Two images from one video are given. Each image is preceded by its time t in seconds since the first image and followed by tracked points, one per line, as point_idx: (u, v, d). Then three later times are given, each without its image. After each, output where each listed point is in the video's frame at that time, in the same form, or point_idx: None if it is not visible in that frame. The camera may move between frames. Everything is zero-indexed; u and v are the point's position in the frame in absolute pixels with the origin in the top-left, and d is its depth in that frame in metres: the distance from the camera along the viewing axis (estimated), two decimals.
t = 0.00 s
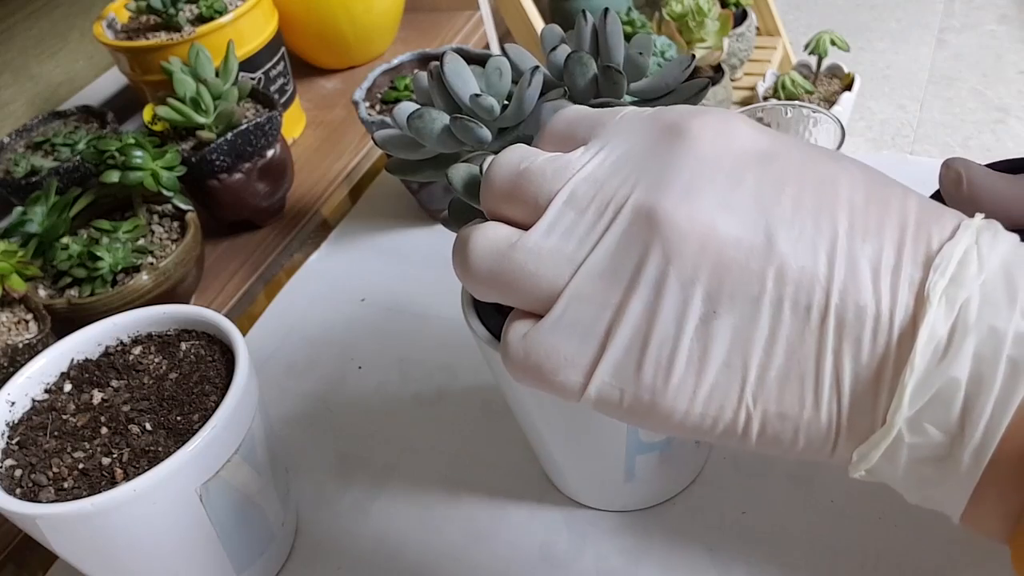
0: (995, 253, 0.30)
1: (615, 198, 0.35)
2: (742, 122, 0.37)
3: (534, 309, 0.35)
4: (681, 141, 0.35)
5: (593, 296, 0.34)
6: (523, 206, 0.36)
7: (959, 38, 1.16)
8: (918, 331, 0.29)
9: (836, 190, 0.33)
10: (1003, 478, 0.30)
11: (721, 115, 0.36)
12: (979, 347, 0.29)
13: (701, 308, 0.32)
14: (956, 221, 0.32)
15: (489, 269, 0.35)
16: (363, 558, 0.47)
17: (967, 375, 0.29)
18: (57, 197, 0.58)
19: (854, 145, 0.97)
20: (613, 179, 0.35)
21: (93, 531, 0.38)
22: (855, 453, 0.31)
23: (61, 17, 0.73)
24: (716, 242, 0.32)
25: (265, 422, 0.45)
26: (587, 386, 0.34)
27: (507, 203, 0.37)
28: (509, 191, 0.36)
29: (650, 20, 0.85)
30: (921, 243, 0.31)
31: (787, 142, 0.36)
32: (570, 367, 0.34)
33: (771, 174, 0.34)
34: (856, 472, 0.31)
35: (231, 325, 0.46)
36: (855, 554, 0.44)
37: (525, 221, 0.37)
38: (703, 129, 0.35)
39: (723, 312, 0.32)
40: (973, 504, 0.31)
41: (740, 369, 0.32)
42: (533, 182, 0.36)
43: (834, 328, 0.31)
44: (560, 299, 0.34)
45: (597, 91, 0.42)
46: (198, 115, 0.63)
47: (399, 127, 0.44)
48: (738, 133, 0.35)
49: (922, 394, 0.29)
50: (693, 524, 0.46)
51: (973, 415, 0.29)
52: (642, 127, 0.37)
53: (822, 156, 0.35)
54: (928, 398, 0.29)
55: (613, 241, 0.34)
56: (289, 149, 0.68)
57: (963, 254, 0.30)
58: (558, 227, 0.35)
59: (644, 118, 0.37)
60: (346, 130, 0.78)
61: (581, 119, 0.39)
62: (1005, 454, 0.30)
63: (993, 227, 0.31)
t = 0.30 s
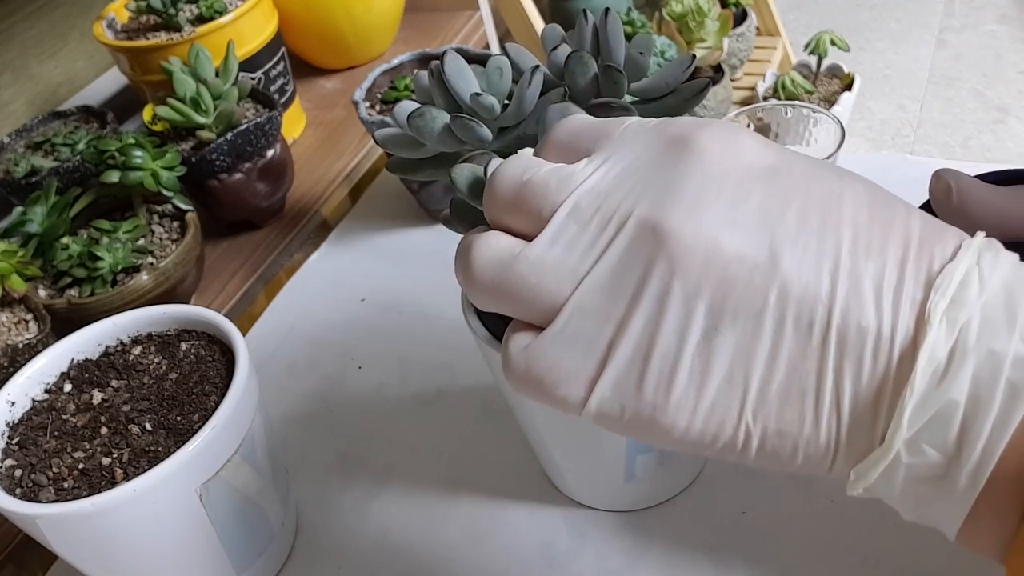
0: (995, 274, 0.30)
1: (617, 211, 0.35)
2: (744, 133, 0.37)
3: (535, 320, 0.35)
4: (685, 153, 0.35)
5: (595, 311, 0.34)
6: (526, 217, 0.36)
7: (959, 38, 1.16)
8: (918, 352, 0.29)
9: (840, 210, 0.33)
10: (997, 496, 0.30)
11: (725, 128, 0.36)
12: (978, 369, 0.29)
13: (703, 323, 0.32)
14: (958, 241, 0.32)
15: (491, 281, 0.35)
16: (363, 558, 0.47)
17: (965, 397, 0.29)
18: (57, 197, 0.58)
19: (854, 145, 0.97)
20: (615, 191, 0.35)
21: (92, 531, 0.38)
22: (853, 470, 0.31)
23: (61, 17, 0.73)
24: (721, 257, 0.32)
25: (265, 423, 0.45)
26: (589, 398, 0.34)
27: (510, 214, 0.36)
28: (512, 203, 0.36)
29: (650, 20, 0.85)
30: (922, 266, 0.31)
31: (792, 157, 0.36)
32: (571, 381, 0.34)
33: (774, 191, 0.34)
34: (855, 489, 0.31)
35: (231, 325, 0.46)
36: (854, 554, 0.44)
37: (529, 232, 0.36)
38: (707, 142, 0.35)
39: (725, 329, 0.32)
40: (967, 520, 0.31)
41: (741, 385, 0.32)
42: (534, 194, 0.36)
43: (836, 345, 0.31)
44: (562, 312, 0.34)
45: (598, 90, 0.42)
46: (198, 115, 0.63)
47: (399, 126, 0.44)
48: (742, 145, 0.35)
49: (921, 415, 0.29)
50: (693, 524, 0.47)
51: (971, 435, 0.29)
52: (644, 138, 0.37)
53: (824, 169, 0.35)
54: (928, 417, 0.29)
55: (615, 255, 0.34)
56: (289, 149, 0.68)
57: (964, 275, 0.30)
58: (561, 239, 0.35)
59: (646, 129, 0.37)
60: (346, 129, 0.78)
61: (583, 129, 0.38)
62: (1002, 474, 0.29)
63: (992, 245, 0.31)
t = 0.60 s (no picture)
0: (998, 275, 0.30)
1: (609, 201, 0.34)
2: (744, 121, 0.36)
3: (521, 306, 0.35)
4: (682, 148, 0.35)
5: (586, 304, 0.34)
6: (509, 198, 0.35)
7: (959, 38, 1.16)
8: (916, 354, 0.29)
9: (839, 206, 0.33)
10: (989, 502, 0.31)
11: (724, 118, 0.36)
12: (976, 370, 0.29)
13: (696, 321, 0.32)
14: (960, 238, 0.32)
15: (475, 267, 0.35)
16: (363, 559, 0.47)
17: (962, 398, 0.29)
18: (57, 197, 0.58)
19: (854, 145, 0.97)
20: (606, 179, 0.35)
21: (92, 531, 0.38)
22: (845, 467, 0.31)
23: (61, 18, 0.73)
24: (718, 258, 0.32)
25: (265, 423, 0.45)
26: (574, 390, 0.34)
27: (492, 195, 0.36)
28: (493, 183, 0.35)
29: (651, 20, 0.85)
30: (922, 263, 0.31)
31: (790, 149, 0.35)
32: (558, 375, 0.34)
33: (773, 187, 0.33)
34: (847, 486, 0.31)
35: (231, 325, 0.46)
36: (855, 553, 0.44)
37: (513, 214, 0.36)
38: (705, 133, 0.35)
39: (719, 324, 0.32)
40: (959, 523, 0.32)
41: (735, 385, 0.32)
42: (519, 174, 0.35)
43: (832, 345, 0.31)
44: (548, 303, 0.34)
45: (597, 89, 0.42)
46: (198, 115, 0.63)
47: (399, 125, 0.44)
48: (741, 135, 0.35)
49: (916, 415, 0.30)
50: (693, 524, 0.47)
51: (967, 436, 0.29)
52: (640, 126, 0.36)
53: (822, 164, 0.35)
54: (924, 417, 0.30)
55: (608, 249, 0.34)
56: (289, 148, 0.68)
57: (966, 274, 0.30)
58: (548, 226, 0.34)
59: (639, 114, 0.37)
60: (346, 129, 0.78)
61: (570, 112, 0.37)
62: (994, 481, 0.30)
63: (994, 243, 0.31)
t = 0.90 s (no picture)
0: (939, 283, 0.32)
1: (603, 218, 0.34)
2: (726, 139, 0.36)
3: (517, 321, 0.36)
4: (670, 162, 0.35)
5: (575, 313, 0.34)
6: (508, 221, 0.35)
7: (959, 38, 1.16)
8: (868, 358, 0.31)
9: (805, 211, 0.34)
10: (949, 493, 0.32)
11: (707, 134, 0.36)
12: (918, 371, 0.31)
13: (680, 326, 0.34)
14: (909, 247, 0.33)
15: (475, 286, 0.34)
16: (362, 559, 0.47)
17: (905, 395, 0.31)
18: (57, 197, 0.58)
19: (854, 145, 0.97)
20: (604, 196, 0.35)
21: (93, 532, 0.38)
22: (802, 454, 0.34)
23: (61, 18, 0.73)
24: (700, 268, 0.33)
25: (265, 423, 0.45)
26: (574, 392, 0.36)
27: (491, 217, 0.35)
28: (493, 207, 0.35)
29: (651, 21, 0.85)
30: (877, 274, 0.32)
31: (770, 167, 0.36)
32: (557, 377, 0.36)
33: (753, 202, 0.34)
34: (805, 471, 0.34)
35: (231, 325, 0.46)
36: (855, 553, 0.44)
37: (511, 234, 0.36)
38: (692, 148, 0.35)
39: (700, 333, 0.33)
40: (900, 498, 0.33)
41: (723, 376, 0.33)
42: (518, 198, 0.35)
43: (797, 347, 0.33)
44: (546, 318, 0.34)
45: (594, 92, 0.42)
46: (198, 115, 0.63)
47: (396, 122, 0.44)
48: (724, 152, 0.35)
49: (866, 412, 0.32)
50: (693, 523, 0.46)
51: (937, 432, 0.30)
52: (629, 143, 0.36)
53: (798, 178, 0.35)
54: (873, 412, 0.32)
55: (599, 264, 0.34)
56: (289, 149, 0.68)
57: (915, 286, 0.32)
58: (548, 247, 0.34)
59: (626, 132, 0.37)
60: (346, 130, 0.78)
61: (563, 132, 0.37)
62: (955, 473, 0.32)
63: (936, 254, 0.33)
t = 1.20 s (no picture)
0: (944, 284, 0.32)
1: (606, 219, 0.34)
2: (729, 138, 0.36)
3: (520, 323, 0.36)
4: (673, 162, 0.35)
5: (577, 313, 0.34)
6: (512, 222, 0.35)
7: (958, 38, 1.16)
8: (874, 359, 0.31)
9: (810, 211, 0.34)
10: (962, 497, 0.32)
11: (709, 134, 0.36)
12: (924, 371, 0.31)
13: (684, 328, 0.34)
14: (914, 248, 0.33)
15: (479, 287, 0.34)
16: (362, 558, 0.47)
17: (910, 397, 0.31)
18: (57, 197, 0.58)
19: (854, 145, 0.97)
20: (607, 197, 0.35)
21: (94, 532, 0.38)
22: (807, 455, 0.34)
23: (61, 18, 0.74)
24: (704, 269, 0.33)
25: (266, 423, 0.45)
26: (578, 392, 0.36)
27: (495, 218, 0.35)
28: (496, 208, 0.35)
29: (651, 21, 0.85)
30: (881, 274, 0.32)
31: (773, 166, 0.36)
32: (561, 378, 0.36)
33: (757, 202, 0.34)
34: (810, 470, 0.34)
35: (231, 325, 0.46)
36: (855, 554, 0.44)
37: (515, 235, 0.36)
38: (695, 148, 0.35)
39: (704, 334, 0.33)
40: (907, 498, 0.33)
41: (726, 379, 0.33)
42: (523, 200, 0.35)
43: (801, 349, 0.33)
44: (550, 319, 0.34)
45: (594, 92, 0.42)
46: (198, 115, 0.63)
47: (397, 122, 0.44)
48: (727, 152, 0.35)
49: (870, 413, 0.32)
50: (693, 524, 0.46)
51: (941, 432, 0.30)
52: (631, 143, 0.36)
53: (802, 178, 0.35)
54: (877, 414, 0.32)
55: (603, 265, 0.34)
56: (289, 149, 0.68)
57: (919, 287, 0.32)
58: (552, 248, 0.34)
59: (629, 132, 0.37)
60: (346, 130, 0.78)
61: (567, 134, 0.37)
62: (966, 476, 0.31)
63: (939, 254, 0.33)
